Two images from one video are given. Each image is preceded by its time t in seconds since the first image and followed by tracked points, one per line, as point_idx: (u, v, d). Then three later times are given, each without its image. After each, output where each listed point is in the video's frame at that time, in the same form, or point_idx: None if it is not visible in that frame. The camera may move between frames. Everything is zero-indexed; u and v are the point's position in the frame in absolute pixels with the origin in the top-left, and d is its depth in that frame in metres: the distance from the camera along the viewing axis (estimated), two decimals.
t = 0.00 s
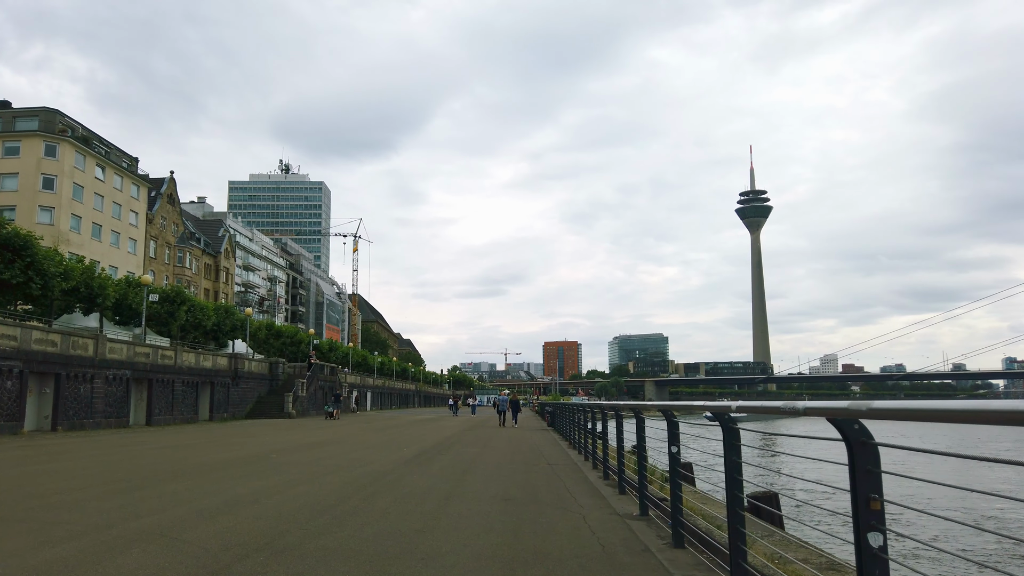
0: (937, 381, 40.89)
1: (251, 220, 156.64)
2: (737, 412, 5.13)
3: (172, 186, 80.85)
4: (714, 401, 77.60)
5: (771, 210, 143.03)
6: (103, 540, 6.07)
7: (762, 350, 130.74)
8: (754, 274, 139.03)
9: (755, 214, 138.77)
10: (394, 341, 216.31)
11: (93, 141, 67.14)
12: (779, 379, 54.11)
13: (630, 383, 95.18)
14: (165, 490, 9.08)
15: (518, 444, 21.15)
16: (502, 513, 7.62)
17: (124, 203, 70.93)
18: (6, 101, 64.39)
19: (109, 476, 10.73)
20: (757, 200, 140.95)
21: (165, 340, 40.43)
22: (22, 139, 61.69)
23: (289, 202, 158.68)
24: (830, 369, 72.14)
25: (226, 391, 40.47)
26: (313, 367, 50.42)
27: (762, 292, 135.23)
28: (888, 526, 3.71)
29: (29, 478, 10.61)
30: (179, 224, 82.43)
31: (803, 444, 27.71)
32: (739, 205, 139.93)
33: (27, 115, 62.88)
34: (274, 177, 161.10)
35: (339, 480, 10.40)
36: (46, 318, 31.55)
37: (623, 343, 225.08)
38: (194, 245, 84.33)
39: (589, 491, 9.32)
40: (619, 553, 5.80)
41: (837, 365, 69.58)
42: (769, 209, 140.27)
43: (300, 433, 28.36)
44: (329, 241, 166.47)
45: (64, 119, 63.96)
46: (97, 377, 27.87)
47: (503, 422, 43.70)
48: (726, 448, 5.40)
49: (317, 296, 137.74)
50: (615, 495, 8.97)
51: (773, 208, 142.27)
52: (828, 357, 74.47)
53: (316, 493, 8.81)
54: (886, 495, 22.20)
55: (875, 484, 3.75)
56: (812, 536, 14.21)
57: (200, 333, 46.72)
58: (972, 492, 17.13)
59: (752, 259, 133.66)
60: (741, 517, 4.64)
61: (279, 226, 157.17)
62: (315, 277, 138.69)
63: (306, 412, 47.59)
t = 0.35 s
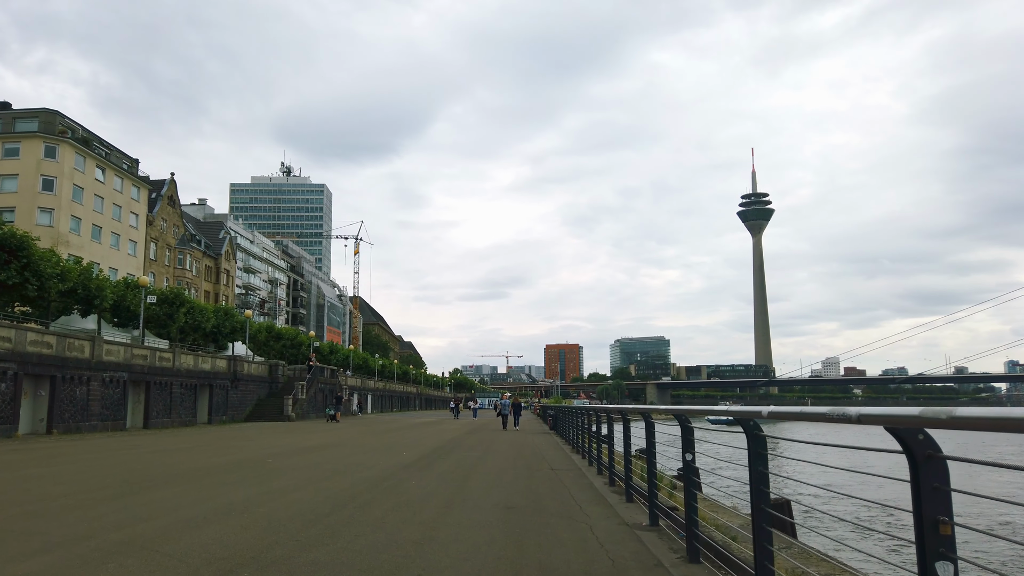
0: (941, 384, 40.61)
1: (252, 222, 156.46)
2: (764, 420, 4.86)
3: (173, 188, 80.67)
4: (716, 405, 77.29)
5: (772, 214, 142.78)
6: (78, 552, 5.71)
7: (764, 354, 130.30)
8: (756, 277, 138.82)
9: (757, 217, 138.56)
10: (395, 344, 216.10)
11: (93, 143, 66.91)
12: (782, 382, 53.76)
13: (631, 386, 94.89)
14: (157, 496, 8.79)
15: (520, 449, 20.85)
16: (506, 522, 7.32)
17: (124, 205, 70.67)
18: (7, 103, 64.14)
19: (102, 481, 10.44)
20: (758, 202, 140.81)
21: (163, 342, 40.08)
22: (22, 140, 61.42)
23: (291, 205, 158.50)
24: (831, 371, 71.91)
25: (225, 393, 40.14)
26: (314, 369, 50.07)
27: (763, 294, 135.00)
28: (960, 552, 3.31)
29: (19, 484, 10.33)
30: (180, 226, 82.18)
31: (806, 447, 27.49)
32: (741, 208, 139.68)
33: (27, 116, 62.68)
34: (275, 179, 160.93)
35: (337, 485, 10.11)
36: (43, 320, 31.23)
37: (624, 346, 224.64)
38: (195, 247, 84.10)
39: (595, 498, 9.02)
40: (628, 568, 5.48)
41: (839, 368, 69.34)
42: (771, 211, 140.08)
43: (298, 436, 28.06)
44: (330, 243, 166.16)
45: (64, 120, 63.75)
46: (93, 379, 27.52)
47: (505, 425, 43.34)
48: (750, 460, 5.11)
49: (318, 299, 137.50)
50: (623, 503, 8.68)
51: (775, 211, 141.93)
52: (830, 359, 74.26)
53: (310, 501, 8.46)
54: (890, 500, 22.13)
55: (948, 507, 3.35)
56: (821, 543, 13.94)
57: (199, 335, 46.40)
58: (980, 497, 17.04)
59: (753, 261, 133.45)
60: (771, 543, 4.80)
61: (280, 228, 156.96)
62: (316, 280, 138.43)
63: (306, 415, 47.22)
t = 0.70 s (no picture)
0: (939, 384, 40.52)
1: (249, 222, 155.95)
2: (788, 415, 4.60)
3: (169, 187, 80.25)
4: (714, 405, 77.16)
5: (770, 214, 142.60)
6: (40, 560, 5.36)
7: (762, 354, 130.22)
8: (753, 278, 138.59)
9: (754, 217, 138.38)
10: (392, 344, 215.78)
11: (88, 141, 66.47)
12: (780, 382, 53.63)
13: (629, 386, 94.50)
14: (137, 500, 8.46)
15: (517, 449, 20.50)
16: (501, 526, 6.98)
17: (119, 204, 70.22)
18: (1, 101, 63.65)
19: (85, 484, 10.12)
20: (755, 203, 140.72)
21: (158, 342, 39.70)
22: (16, 138, 60.94)
23: (288, 205, 158.01)
24: (829, 371, 71.66)
25: (220, 393, 39.78)
26: (310, 369, 49.72)
27: (760, 295, 134.84)
28: None
29: (0, 486, 10.02)
30: (176, 225, 81.74)
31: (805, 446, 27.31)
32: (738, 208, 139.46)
33: (21, 115, 62.28)
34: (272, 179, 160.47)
35: (328, 487, 9.80)
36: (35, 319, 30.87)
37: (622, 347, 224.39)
38: (191, 247, 83.68)
39: (594, 501, 8.65)
40: None
41: (836, 369, 69.10)
42: (768, 212, 139.85)
43: (293, 436, 27.70)
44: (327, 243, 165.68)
45: (59, 118, 63.27)
46: (85, 378, 27.16)
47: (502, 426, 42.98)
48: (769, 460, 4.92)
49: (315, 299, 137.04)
50: (624, 506, 8.31)
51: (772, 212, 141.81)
52: (828, 359, 74.17)
53: (296, 505, 8.11)
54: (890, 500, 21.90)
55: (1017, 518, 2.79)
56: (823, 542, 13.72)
57: (194, 334, 46.03)
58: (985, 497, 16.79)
59: (751, 261, 133.33)
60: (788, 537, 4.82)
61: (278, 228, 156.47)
62: (313, 280, 137.94)
63: (301, 415, 46.82)
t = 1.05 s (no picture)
0: (935, 384, 40.46)
1: (247, 222, 155.46)
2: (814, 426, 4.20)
3: (164, 186, 79.80)
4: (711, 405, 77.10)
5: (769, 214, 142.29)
6: (13, 570, 5.19)
7: (759, 354, 130.22)
8: (752, 278, 138.35)
9: (752, 217, 138.05)
10: (390, 344, 215.44)
11: (83, 140, 66.08)
12: (777, 382, 53.52)
13: (627, 387, 94.29)
14: (121, 505, 8.23)
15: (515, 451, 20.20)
16: (496, 536, 6.72)
17: (114, 204, 69.83)
18: None
19: (72, 487, 9.89)
20: (754, 203, 140.55)
21: (151, 343, 39.25)
22: (10, 137, 60.42)
23: (285, 205, 157.52)
24: (827, 372, 71.54)
25: (215, 394, 39.38)
26: (305, 370, 49.33)
27: (758, 295, 134.66)
28: None
29: None
30: (172, 225, 81.35)
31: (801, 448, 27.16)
32: (737, 208, 139.09)
33: (14, 113, 61.61)
34: (270, 179, 159.96)
35: (319, 492, 9.56)
36: (26, 320, 30.49)
37: (620, 347, 224.04)
38: (187, 247, 83.23)
39: (594, 508, 8.35)
40: None
41: (834, 369, 68.85)
42: (767, 212, 139.57)
43: (287, 438, 27.35)
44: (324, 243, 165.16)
45: (53, 118, 62.85)
46: (76, 380, 26.77)
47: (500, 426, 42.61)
48: (789, 474, 4.64)
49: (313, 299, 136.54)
50: (625, 513, 8.03)
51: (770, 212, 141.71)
52: (824, 359, 74.20)
53: (284, 511, 7.88)
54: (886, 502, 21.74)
55: None
56: (821, 550, 13.54)
57: (189, 335, 45.65)
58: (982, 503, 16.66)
59: (749, 261, 133.15)
60: (813, 547, 4.51)
61: (275, 228, 155.99)
62: (311, 280, 137.44)
63: (297, 416, 46.41)
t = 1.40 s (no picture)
0: (940, 387, 40.04)
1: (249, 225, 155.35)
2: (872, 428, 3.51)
3: (166, 189, 79.62)
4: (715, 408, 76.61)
5: (771, 217, 141.90)
6: None
7: (762, 357, 129.75)
8: (755, 281, 137.93)
9: (755, 220, 137.55)
10: (392, 347, 215.24)
11: (84, 142, 65.91)
12: (781, 385, 53.07)
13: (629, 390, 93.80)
14: (111, 509, 7.99)
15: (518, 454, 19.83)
16: (497, 545, 6.32)
17: (115, 206, 69.61)
18: None
19: (69, 490, 9.77)
20: (757, 205, 140.25)
21: (150, 345, 38.93)
22: (10, 139, 60.24)
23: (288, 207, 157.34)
24: (830, 375, 71.13)
25: (214, 397, 39.04)
26: (306, 372, 48.97)
27: (761, 298, 134.24)
28: None
29: None
30: (173, 227, 81.18)
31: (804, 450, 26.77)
32: (739, 210, 138.66)
33: (15, 115, 61.42)
34: (272, 182, 159.84)
35: (318, 496, 9.38)
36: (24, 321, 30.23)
37: (623, 350, 223.54)
38: (188, 249, 82.98)
39: (601, 515, 7.96)
40: None
41: (837, 372, 68.40)
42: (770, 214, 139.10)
43: (286, 441, 26.95)
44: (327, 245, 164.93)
45: (54, 119, 62.70)
46: (73, 382, 26.46)
47: (503, 429, 42.19)
48: (826, 482, 4.10)
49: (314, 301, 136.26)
50: (631, 521, 7.58)
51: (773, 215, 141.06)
52: (828, 362, 73.91)
53: (277, 517, 7.61)
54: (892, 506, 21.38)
55: None
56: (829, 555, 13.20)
57: (188, 337, 45.32)
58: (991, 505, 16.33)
59: (751, 264, 132.76)
60: (853, 564, 4.01)
61: (277, 231, 155.79)
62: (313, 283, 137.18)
63: (297, 419, 46.03)
